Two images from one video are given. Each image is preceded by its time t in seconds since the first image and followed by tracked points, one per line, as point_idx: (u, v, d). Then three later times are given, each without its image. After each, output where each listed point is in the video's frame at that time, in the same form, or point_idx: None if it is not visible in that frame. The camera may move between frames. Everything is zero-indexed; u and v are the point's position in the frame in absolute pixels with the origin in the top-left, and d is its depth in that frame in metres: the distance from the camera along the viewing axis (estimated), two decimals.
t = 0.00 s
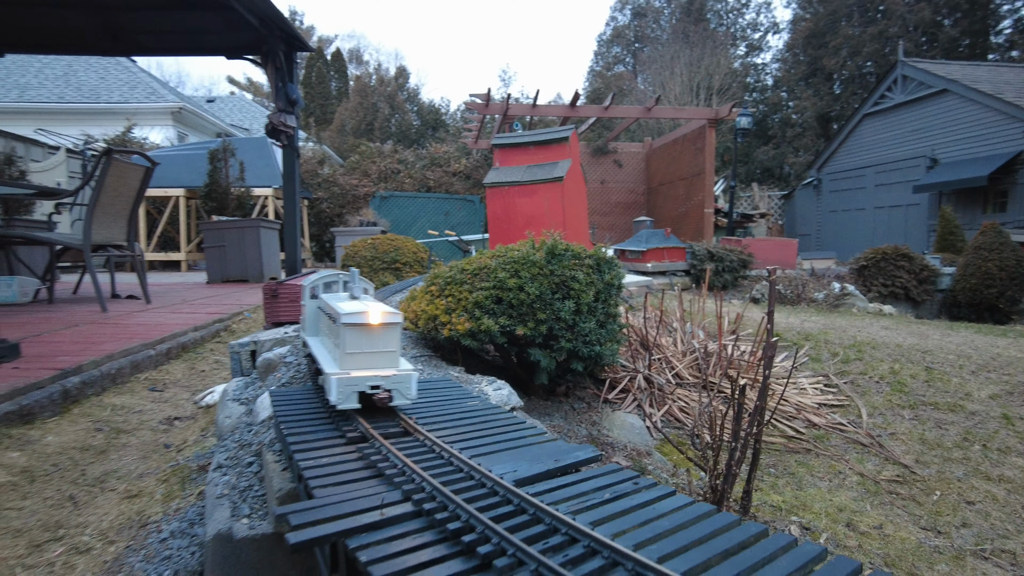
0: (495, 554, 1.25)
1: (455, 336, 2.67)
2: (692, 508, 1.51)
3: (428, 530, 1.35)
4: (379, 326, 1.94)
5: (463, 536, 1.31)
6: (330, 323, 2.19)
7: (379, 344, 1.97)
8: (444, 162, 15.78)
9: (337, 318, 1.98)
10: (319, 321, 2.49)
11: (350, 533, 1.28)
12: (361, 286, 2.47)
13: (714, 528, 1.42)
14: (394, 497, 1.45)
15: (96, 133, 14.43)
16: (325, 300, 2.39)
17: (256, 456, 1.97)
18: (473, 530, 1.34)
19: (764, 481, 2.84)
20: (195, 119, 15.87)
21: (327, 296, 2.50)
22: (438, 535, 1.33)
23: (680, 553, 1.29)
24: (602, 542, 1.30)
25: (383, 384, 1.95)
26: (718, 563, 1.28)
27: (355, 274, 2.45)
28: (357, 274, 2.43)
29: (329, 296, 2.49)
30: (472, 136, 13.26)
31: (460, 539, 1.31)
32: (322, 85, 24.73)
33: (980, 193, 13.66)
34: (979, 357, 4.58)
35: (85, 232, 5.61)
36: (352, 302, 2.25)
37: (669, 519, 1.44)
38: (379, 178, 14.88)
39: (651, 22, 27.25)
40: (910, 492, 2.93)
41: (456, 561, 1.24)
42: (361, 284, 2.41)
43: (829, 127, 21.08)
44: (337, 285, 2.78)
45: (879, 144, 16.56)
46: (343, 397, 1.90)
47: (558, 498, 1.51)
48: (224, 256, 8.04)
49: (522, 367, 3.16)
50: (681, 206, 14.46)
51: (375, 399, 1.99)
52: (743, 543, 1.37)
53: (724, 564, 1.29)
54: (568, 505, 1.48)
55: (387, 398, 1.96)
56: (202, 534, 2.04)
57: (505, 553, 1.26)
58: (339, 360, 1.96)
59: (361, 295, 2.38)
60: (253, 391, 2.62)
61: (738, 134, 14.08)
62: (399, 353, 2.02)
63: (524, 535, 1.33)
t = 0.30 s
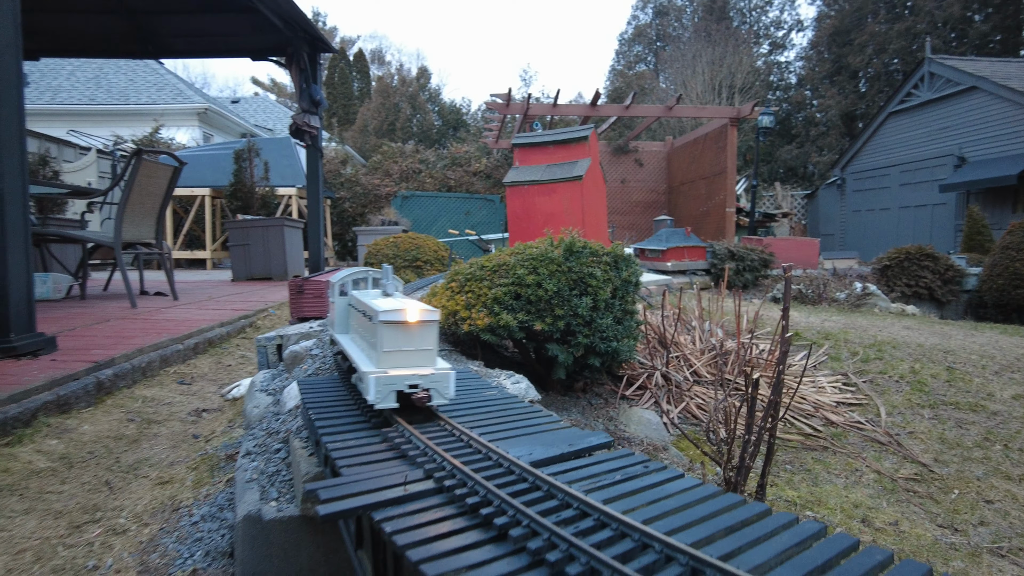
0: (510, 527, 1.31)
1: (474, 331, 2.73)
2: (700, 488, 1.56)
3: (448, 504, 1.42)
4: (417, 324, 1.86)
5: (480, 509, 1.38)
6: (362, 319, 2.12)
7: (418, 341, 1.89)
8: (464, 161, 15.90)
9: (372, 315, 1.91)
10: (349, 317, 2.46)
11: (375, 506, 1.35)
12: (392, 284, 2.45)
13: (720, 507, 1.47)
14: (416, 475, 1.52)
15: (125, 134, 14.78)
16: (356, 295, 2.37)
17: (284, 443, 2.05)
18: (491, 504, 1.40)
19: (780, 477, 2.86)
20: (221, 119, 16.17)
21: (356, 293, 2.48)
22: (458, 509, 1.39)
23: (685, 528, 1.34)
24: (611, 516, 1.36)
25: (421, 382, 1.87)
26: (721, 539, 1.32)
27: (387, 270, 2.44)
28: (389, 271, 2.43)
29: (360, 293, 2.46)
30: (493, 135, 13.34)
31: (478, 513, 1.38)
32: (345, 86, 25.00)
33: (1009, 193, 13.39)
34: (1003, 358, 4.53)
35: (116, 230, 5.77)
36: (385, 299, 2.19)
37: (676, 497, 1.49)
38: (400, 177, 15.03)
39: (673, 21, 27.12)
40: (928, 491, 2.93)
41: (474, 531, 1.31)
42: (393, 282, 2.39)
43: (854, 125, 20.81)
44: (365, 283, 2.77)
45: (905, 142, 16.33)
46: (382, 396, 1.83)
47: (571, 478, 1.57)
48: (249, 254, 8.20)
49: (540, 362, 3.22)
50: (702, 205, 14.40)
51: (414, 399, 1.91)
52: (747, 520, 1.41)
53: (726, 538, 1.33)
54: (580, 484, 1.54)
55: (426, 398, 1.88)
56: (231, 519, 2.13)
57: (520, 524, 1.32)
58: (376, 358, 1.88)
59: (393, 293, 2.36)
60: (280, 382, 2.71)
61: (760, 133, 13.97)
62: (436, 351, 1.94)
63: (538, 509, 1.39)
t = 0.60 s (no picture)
0: (513, 495, 1.40)
1: (486, 325, 2.81)
2: (694, 464, 1.63)
3: (457, 476, 1.51)
4: (447, 322, 1.85)
5: (487, 480, 1.47)
6: (387, 316, 2.10)
7: (447, 338, 1.89)
8: (479, 161, 16.02)
9: (402, 312, 1.89)
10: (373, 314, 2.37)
11: (391, 478, 1.44)
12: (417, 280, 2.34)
13: (711, 480, 1.53)
14: (428, 452, 1.62)
15: (145, 134, 15.06)
16: (381, 293, 2.27)
17: (305, 430, 2.15)
18: (496, 476, 1.49)
19: (784, 470, 2.92)
20: (238, 120, 16.41)
21: (380, 290, 2.38)
22: (467, 480, 1.49)
23: (674, 499, 1.42)
24: (606, 487, 1.45)
25: (451, 380, 1.87)
26: (707, 508, 1.39)
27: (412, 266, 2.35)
28: (414, 268, 2.33)
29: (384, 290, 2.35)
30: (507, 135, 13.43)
31: (485, 484, 1.47)
32: (361, 87, 25.24)
33: None
34: (1013, 356, 4.54)
35: (138, 229, 5.93)
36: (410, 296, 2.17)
37: (670, 472, 1.57)
38: (415, 177, 15.17)
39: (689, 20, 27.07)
40: (932, 485, 2.97)
41: (480, 499, 1.40)
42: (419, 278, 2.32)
43: (871, 124, 20.65)
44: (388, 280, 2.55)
45: (923, 141, 16.19)
46: (412, 394, 1.82)
47: (573, 456, 1.66)
48: (267, 253, 8.36)
49: (550, 356, 3.30)
50: (716, 204, 14.39)
51: (445, 397, 1.91)
52: (734, 492, 1.48)
53: (712, 507, 1.40)
54: (580, 461, 1.63)
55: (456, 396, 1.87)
56: (253, 502, 2.23)
57: (522, 493, 1.41)
58: (405, 356, 1.87)
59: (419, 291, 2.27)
60: (300, 373, 2.82)
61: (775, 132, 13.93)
62: (465, 348, 1.93)
63: (540, 480, 1.48)
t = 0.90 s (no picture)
0: (506, 489, 1.49)
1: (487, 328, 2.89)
2: (679, 460, 1.71)
3: (455, 471, 1.59)
4: (467, 333, 1.78)
5: (483, 474, 1.55)
6: (401, 324, 2.02)
7: (466, 349, 1.84)
8: (485, 163, 16.13)
9: (420, 322, 1.83)
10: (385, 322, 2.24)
11: (395, 473, 1.53)
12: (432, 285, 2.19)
13: (692, 475, 1.61)
14: (430, 449, 1.70)
15: (154, 136, 15.22)
16: (394, 300, 2.14)
17: (313, 428, 2.24)
18: (492, 470, 1.58)
19: (779, 469, 2.99)
20: (246, 122, 16.57)
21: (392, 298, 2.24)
22: (464, 474, 1.57)
23: (655, 492, 1.49)
24: (593, 480, 1.53)
25: (473, 393, 1.82)
26: (685, 500, 1.47)
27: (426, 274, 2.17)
28: (429, 276, 2.15)
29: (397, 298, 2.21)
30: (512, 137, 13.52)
31: (480, 476, 1.56)
32: (367, 88, 25.36)
33: None
34: (1010, 358, 4.60)
35: (149, 231, 6.04)
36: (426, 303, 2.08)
37: (654, 467, 1.65)
38: (422, 179, 15.28)
39: (695, 20, 27.07)
40: (924, 485, 3.04)
41: (476, 492, 1.48)
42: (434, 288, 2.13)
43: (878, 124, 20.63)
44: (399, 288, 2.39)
45: (928, 142, 16.19)
46: (433, 406, 1.76)
47: (565, 452, 1.74)
48: (275, 254, 8.47)
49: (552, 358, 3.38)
50: (721, 205, 14.43)
51: (465, 409, 1.85)
52: (712, 485, 1.55)
53: (690, 498, 1.48)
54: (572, 457, 1.71)
55: (478, 408, 1.83)
56: (264, 498, 2.31)
57: (514, 486, 1.50)
58: (424, 367, 1.81)
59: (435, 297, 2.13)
60: (308, 374, 2.91)
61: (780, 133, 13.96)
62: (484, 359, 1.88)
63: (532, 474, 1.57)
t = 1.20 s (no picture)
0: (487, 493, 1.57)
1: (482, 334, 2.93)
2: (654, 467, 1.80)
3: (442, 477, 1.68)
4: (476, 353, 1.75)
5: (467, 480, 1.64)
6: (404, 342, 1.96)
7: (475, 369, 1.79)
8: (485, 164, 16.22)
9: (426, 341, 1.78)
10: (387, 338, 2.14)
11: (385, 478, 1.61)
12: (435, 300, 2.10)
13: (662, 482, 1.70)
14: (418, 455, 1.78)
15: (156, 138, 15.32)
16: (397, 317, 2.06)
17: (310, 433, 2.31)
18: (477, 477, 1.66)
19: (767, 472, 3.04)
20: (247, 123, 16.65)
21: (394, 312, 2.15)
22: (450, 479, 1.65)
23: (628, 497, 1.58)
24: (569, 487, 1.61)
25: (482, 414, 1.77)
26: (655, 506, 1.56)
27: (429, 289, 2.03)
28: (432, 292, 2.01)
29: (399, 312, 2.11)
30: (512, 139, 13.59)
31: (464, 482, 1.64)
32: (368, 88, 25.44)
33: None
34: (1000, 361, 4.67)
35: (151, 234, 6.12)
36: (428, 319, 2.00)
37: (629, 473, 1.74)
38: (422, 180, 15.36)
39: (695, 21, 27.11)
40: (910, 487, 3.11)
41: (461, 497, 1.56)
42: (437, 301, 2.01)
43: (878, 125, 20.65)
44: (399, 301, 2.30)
45: (927, 143, 16.25)
46: (442, 429, 1.72)
47: (547, 459, 1.82)
48: (276, 256, 8.55)
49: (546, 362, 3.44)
50: (720, 206, 14.50)
51: (474, 431, 1.81)
52: (681, 492, 1.64)
53: (660, 504, 1.57)
54: (551, 463, 1.80)
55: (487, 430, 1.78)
56: (263, 500, 2.37)
57: (496, 492, 1.58)
58: (431, 388, 1.77)
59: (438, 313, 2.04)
60: (307, 379, 2.98)
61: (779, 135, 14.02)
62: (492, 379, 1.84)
63: (513, 481, 1.65)
